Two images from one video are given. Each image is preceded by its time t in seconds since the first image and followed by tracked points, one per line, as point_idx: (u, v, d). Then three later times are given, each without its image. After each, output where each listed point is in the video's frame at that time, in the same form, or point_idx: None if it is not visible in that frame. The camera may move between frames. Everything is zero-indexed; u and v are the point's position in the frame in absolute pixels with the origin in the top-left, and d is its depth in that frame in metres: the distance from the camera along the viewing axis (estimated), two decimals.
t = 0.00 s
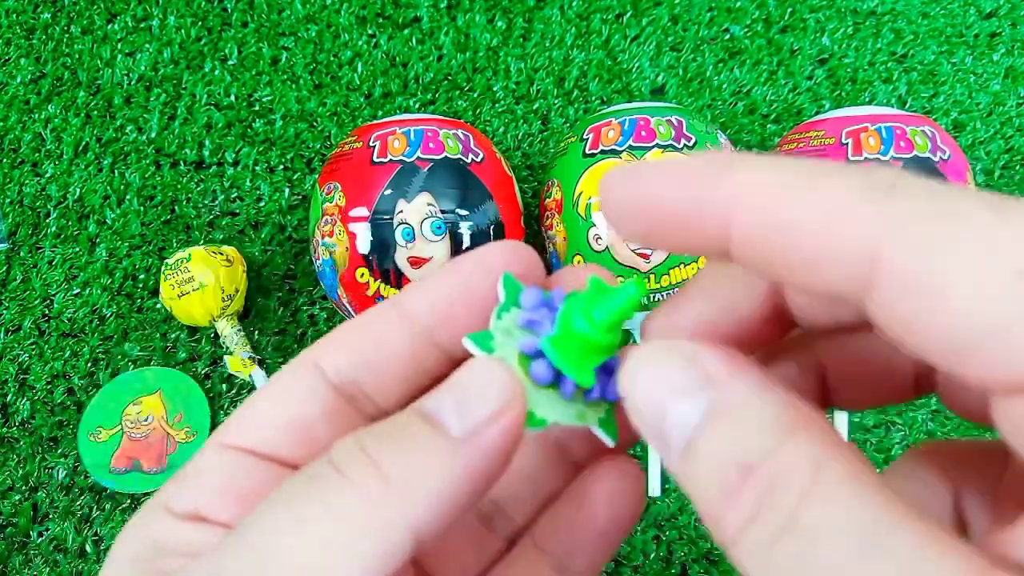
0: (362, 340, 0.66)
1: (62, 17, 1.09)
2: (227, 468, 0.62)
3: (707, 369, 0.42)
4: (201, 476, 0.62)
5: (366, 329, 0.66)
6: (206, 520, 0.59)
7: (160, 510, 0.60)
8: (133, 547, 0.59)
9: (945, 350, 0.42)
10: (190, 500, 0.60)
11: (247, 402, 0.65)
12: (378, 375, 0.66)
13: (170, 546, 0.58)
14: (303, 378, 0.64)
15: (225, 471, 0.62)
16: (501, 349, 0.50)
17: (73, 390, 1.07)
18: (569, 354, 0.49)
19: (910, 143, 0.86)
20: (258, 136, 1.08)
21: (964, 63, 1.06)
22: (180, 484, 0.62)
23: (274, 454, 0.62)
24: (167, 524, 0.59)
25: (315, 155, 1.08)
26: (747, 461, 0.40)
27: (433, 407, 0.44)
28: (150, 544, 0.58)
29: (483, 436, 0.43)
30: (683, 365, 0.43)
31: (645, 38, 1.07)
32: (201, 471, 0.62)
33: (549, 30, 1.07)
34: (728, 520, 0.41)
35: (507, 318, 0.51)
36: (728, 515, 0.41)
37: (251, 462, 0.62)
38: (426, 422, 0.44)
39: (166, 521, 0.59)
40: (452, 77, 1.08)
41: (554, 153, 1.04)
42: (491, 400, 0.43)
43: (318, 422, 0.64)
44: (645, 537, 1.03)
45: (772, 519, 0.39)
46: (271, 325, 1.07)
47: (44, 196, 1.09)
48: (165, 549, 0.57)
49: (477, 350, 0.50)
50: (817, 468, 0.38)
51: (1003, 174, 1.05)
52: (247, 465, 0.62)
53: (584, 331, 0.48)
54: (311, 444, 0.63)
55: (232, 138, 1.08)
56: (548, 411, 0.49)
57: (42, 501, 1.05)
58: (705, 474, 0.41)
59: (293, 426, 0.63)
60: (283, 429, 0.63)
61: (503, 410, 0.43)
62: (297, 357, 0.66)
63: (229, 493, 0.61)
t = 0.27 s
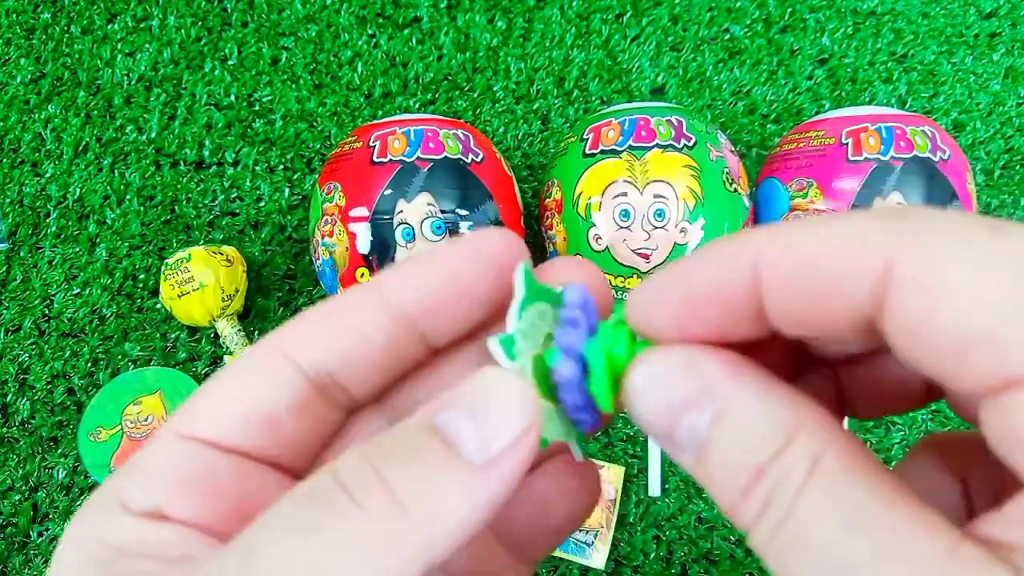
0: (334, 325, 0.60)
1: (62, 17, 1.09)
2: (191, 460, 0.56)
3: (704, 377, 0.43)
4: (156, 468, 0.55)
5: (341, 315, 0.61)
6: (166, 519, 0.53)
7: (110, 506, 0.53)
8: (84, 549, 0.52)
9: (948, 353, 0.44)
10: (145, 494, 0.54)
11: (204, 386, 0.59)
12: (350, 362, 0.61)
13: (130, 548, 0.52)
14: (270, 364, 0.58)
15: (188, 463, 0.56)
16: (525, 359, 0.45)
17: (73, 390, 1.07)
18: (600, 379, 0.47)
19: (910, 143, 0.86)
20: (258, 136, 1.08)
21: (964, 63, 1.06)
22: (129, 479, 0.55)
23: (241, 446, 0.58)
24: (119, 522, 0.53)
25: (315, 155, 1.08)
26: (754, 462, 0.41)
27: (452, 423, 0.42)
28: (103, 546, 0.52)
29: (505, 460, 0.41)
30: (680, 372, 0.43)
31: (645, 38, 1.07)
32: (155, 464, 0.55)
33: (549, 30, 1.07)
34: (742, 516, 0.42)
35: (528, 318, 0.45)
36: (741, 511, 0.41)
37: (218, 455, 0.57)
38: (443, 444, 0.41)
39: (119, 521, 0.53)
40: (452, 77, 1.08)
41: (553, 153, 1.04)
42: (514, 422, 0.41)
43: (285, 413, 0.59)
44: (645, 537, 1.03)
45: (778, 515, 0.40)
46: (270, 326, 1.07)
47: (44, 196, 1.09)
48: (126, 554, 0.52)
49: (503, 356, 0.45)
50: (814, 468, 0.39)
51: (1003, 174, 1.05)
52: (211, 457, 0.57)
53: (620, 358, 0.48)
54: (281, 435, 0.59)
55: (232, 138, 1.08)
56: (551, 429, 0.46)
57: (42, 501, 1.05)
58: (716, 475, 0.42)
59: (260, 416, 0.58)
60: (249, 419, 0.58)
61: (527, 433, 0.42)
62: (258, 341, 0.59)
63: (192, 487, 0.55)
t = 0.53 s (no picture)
0: (322, 314, 0.64)
1: (62, 17, 1.09)
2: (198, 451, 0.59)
3: (733, 292, 0.39)
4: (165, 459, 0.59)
5: (329, 304, 0.64)
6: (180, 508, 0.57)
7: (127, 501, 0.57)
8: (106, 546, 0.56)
9: (909, 376, 0.47)
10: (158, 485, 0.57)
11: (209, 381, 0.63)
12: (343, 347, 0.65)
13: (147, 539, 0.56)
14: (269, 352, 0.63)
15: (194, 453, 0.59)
16: (548, 370, 0.43)
17: (73, 390, 1.07)
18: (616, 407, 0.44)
19: (910, 143, 0.86)
20: (258, 136, 1.08)
21: (964, 63, 1.06)
22: (139, 474, 0.58)
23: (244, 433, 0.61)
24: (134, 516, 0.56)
25: (315, 155, 1.08)
26: (761, 396, 0.39)
27: (469, 432, 0.41)
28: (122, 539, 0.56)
29: (524, 471, 0.41)
30: (713, 282, 0.39)
31: (645, 38, 1.07)
32: (167, 456, 0.59)
33: (549, 30, 1.07)
34: (722, 446, 0.41)
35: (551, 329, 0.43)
36: (721, 441, 0.41)
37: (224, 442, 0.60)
38: (461, 455, 0.41)
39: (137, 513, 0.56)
40: (452, 77, 1.08)
41: (553, 153, 1.04)
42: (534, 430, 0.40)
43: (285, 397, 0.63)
44: (645, 537, 1.03)
45: (772, 458, 0.40)
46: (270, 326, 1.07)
47: (44, 196, 1.09)
48: (145, 547, 0.56)
49: (523, 368, 0.42)
50: (825, 421, 0.40)
51: (1003, 174, 1.05)
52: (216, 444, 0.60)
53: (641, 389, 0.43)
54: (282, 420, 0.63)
55: (232, 138, 1.08)
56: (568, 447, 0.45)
57: (42, 501, 1.05)
58: (711, 401, 0.40)
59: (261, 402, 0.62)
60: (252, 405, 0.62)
61: (546, 442, 0.41)
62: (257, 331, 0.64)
63: (204, 476, 0.58)
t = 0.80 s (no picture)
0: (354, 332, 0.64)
1: (62, 17, 1.09)
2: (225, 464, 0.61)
3: (699, 311, 0.39)
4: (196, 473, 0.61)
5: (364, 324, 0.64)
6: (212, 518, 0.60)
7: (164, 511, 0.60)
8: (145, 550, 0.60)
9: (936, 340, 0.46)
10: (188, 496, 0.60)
11: (245, 393, 0.64)
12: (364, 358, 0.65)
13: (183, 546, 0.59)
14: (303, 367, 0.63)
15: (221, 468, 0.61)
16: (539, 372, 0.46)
17: (73, 390, 1.07)
18: (614, 409, 0.45)
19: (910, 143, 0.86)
20: (258, 136, 1.08)
21: (964, 63, 1.06)
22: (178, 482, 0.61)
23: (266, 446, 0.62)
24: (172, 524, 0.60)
25: (315, 155, 1.08)
26: (742, 409, 0.39)
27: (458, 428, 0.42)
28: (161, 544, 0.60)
29: (514, 465, 0.41)
30: (670, 309, 0.39)
31: (645, 38, 1.07)
32: (201, 468, 0.61)
33: (549, 30, 1.07)
34: (716, 460, 0.40)
35: (545, 336, 0.47)
36: (714, 454, 0.40)
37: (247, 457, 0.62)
38: (451, 452, 0.41)
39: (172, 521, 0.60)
40: (452, 77, 1.08)
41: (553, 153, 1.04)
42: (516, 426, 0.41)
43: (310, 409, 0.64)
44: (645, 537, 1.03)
45: (758, 462, 0.39)
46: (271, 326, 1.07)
47: (44, 196, 1.09)
48: (179, 551, 0.59)
49: (512, 368, 0.46)
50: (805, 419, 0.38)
51: (1003, 174, 1.05)
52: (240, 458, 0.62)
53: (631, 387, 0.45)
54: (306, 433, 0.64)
55: (232, 138, 1.08)
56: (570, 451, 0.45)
57: (42, 501, 1.05)
58: (697, 416, 0.40)
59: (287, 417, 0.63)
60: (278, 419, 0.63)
61: (529, 436, 0.41)
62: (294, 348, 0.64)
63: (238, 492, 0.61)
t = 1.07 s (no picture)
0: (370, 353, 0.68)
1: (62, 17, 1.09)
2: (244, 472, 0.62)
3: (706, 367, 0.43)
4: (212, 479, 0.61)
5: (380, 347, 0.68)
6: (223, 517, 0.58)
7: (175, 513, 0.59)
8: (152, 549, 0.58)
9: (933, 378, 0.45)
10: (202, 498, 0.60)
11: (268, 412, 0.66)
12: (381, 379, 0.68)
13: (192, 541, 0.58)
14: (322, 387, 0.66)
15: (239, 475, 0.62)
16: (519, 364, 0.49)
17: (73, 390, 1.07)
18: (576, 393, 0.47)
19: (910, 143, 0.86)
20: (258, 137, 1.08)
21: (964, 63, 1.06)
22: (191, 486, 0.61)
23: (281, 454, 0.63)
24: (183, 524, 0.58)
25: (315, 155, 1.08)
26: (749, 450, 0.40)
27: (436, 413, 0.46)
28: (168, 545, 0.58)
29: (480, 441, 0.45)
30: (666, 367, 0.43)
31: (645, 38, 1.07)
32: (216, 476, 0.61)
33: (549, 30, 1.07)
34: (726, 511, 0.40)
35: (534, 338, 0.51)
36: (723, 505, 0.40)
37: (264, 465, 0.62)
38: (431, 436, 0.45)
39: (181, 520, 0.58)
40: (452, 77, 1.08)
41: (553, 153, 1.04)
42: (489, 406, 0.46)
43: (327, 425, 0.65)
44: (645, 537, 1.03)
45: (775, 510, 0.38)
46: (270, 326, 1.07)
47: (44, 196, 1.09)
48: (179, 551, 0.56)
49: (494, 355, 0.50)
50: (814, 459, 0.38)
51: (1003, 174, 1.05)
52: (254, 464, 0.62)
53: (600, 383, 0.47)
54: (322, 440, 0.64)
55: (232, 138, 1.08)
56: (538, 440, 0.47)
57: (42, 501, 1.05)
58: (705, 471, 0.41)
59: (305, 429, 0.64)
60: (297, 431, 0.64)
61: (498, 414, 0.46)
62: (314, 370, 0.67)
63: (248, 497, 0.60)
